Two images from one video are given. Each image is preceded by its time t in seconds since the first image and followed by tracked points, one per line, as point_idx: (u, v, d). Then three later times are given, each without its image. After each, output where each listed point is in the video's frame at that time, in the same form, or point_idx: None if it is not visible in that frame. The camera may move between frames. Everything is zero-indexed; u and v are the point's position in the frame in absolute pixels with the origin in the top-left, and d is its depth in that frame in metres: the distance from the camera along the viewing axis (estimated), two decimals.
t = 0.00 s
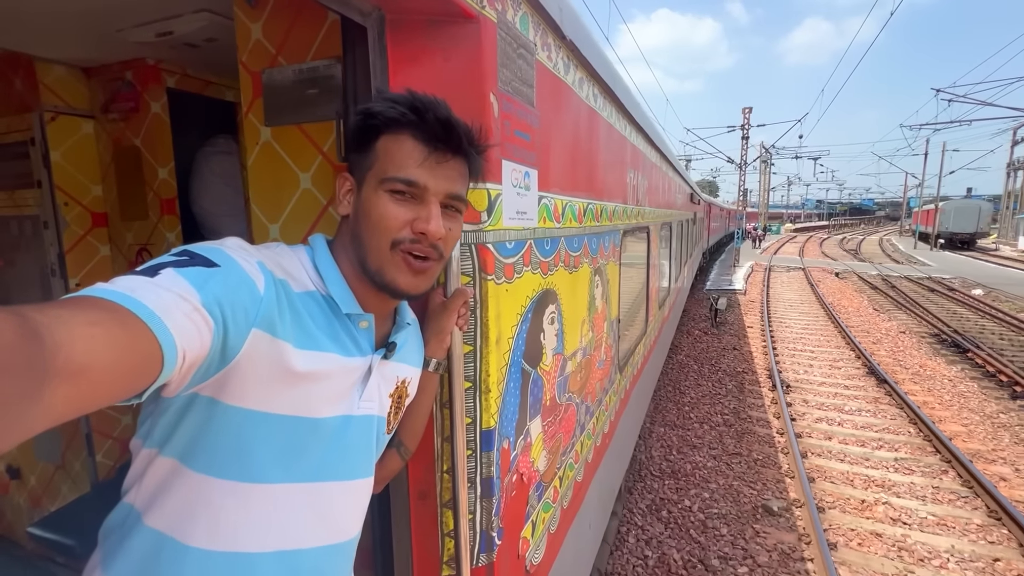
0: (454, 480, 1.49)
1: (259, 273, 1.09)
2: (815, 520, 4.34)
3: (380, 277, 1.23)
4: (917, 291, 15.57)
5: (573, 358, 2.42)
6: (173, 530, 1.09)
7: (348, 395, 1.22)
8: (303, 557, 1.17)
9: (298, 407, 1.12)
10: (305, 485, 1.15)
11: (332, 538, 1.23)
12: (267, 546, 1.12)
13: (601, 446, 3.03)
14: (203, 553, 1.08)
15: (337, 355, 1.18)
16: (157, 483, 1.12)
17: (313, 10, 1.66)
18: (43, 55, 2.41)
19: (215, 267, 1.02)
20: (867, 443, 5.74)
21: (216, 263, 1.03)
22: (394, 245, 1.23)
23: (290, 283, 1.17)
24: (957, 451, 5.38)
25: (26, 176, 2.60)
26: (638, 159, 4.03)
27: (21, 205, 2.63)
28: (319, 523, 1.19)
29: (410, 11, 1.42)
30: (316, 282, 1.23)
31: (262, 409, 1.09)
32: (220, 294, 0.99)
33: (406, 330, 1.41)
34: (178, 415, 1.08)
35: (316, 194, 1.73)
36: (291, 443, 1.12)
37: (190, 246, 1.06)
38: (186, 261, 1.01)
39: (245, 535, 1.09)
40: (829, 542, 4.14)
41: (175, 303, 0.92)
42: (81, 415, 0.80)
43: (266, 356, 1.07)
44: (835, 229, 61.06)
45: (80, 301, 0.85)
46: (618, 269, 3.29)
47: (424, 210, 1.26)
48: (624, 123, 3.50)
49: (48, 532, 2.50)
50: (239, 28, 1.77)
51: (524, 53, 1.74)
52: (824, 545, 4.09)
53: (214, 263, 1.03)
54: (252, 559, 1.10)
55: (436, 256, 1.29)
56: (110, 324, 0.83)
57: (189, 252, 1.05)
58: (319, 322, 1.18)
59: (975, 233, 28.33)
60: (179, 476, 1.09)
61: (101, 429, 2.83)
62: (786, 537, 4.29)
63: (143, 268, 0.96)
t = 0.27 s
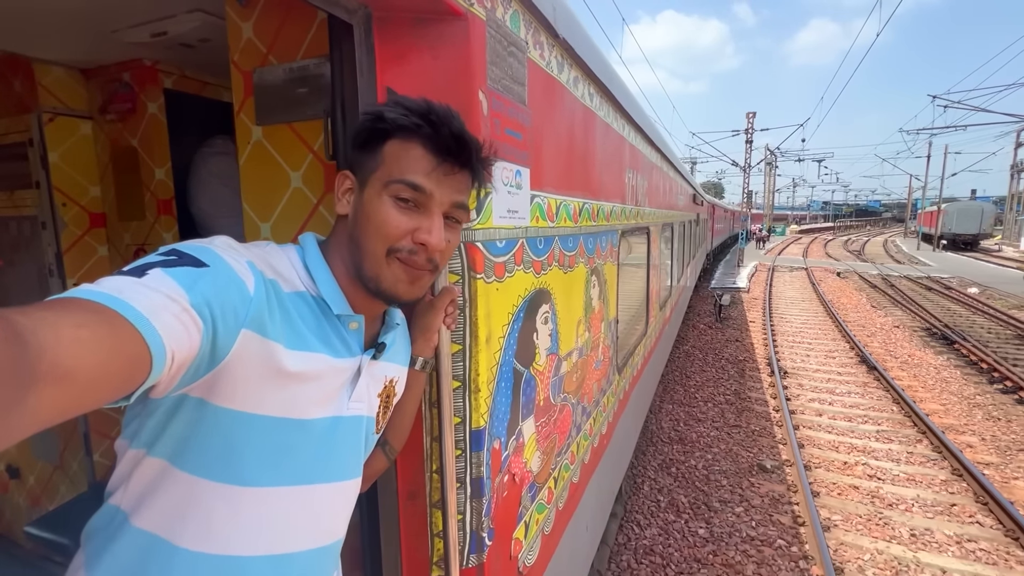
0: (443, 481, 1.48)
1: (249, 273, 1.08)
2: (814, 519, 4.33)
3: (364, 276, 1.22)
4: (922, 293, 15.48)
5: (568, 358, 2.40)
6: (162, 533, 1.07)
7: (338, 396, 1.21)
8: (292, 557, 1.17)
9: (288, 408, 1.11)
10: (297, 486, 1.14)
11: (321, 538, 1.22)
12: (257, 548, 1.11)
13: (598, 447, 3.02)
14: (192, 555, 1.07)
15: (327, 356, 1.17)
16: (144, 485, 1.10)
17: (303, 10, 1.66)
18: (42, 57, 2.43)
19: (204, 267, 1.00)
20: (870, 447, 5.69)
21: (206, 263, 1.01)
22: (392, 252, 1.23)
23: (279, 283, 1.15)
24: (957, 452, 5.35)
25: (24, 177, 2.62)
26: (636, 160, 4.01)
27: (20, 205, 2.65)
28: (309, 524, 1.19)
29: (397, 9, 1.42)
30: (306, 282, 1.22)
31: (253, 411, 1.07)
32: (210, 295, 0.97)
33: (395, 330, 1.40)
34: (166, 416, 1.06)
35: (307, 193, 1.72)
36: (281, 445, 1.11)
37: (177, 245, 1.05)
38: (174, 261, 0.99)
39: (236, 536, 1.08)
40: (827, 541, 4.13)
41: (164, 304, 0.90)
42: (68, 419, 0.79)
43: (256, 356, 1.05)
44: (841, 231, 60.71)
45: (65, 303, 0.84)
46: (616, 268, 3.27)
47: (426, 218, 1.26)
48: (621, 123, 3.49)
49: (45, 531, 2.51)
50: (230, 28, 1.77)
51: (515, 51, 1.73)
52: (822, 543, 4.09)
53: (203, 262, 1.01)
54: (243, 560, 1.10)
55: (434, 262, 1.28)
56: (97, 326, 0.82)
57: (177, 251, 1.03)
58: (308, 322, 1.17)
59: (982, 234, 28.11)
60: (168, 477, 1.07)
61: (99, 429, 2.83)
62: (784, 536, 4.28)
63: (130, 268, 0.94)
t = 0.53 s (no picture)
0: (437, 477, 1.46)
1: (241, 264, 1.07)
2: (814, 525, 4.31)
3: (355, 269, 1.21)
4: (927, 297, 15.40)
5: (566, 356, 2.39)
6: (151, 524, 1.07)
7: (331, 390, 1.20)
8: (281, 552, 1.16)
9: (280, 400, 1.10)
10: (287, 479, 1.14)
11: (312, 533, 1.21)
12: (246, 542, 1.10)
13: (598, 447, 3.00)
14: (181, 548, 1.06)
15: (320, 348, 1.16)
16: (132, 477, 1.09)
17: (297, 6, 1.66)
18: (41, 55, 2.44)
19: (196, 256, 0.99)
20: (874, 453, 5.65)
21: (197, 252, 1.00)
22: (401, 248, 1.24)
23: (272, 274, 1.14)
24: (963, 457, 5.32)
25: (25, 175, 2.63)
26: (637, 160, 4.00)
27: (20, 204, 2.66)
28: (299, 517, 1.17)
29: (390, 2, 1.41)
30: (301, 273, 1.20)
31: (243, 402, 1.06)
32: (200, 284, 0.96)
33: (390, 324, 1.39)
34: (155, 407, 1.05)
35: (302, 189, 1.72)
36: (272, 437, 1.10)
37: (169, 234, 1.03)
38: (165, 249, 0.98)
39: (225, 529, 1.08)
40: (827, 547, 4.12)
41: (153, 292, 0.89)
42: (53, 406, 0.78)
43: (247, 347, 1.05)
44: (846, 233, 60.45)
45: (52, 290, 0.83)
46: (616, 268, 3.25)
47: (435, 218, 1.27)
48: (622, 123, 3.47)
49: (43, 529, 2.52)
50: (226, 24, 1.77)
51: (511, 46, 1.72)
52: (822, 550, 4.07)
53: (194, 252, 1.00)
54: (231, 555, 1.09)
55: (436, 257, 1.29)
56: (84, 313, 0.81)
57: (168, 240, 1.02)
58: (303, 314, 1.16)
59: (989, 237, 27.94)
60: (156, 469, 1.07)
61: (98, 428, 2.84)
62: (784, 542, 4.27)
63: (119, 256, 0.93)
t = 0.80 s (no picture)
0: (436, 491, 1.45)
1: (233, 281, 1.06)
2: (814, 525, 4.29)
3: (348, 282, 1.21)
4: (931, 298, 15.31)
5: (568, 364, 2.37)
6: (147, 546, 1.06)
7: (328, 406, 1.19)
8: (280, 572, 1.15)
9: (275, 418, 1.09)
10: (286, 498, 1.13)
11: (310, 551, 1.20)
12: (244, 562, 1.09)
13: (600, 455, 2.99)
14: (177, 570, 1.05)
15: (315, 364, 1.15)
16: (127, 499, 1.08)
17: (297, 16, 1.65)
18: (44, 62, 2.44)
19: (187, 275, 0.99)
20: (876, 453, 5.61)
21: (188, 271, 1.00)
22: (378, 243, 1.22)
23: (265, 290, 1.13)
24: (962, 459, 5.27)
25: (27, 182, 2.63)
26: (640, 163, 3.97)
27: (22, 210, 2.66)
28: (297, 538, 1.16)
29: (389, 13, 1.40)
30: (293, 289, 1.20)
31: (239, 422, 1.06)
32: (192, 303, 0.96)
33: (386, 338, 1.38)
34: (149, 428, 1.05)
35: (302, 199, 1.71)
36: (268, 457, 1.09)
37: (159, 254, 1.03)
38: (155, 269, 0.97)
39: (222, 551, 1.06)
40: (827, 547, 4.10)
41: (144, 312, 0.89)
42: (42, 431, 0.77)
43: (239, 365, 1.04)
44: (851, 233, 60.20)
45: (41, 314, 0.82)
46: (618, 273, 3.24)
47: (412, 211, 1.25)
48: (625, 127, 3.45)
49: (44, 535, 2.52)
50: (226, 32, 1.76)
51: (512, 55, 1.71)
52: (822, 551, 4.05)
53: (185, 271, 1.00)
54: None
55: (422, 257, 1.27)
56: (73, 337, 0.80)
57: (158, 259, 1.01)
58: (295, 331, 1.15)
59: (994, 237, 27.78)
60: (152, 490, 1.06)
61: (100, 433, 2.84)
62: (784, 542, 4.25)
63: (109, 277, 0.93)
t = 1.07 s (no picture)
0: (445, 495, 1.45)
1: (242, 285, 1.07)
2: (813, 520, 4.29)
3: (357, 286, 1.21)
4: (934, 297, 15.25)
5: (574, 368, 2.38)
6: (163, 551, 1.06)
7: (335, 409, 1.19)
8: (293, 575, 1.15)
9: (286, 421, 1.09)
10: (299, 501, 1.13)
11: (323, 554, 1.20)
12: (258, 566, 1.09)
13: (605, 457, 2.99)
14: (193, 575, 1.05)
15: (323, 368, 1.15)
16: (143, 503, 1.09)
17: (307, 19, 1.66)
18: (52, 65, 2.45)
19: (197, 280, 0.99)
20: (876, 450, 5.59)
21: (198, 277, 1.00)
22: (369, 237, 1.20)
23: (274, 295, 1.14)
24: (957, 454, 5.28)
25: (35, 184, 2.64)
26: (645, 165, 3.98)
27: (30, 212, 2.67)
28: (309, 542, 1.16)
29: (401, 19, 1.40)
30: (300, 293, 1.21)
31: (251, 425, 1.06)
32: (202, 307, 0.96)
33: (394, 340, 1.39)
34: (163, 433, 1.05)
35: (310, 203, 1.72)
36: (280, 460, 1.09)
37: (170, 260, 1.03)
38: (166, 275, 0.97)
39: (237, 555, 1.07)
40: (826, 543, 4.09)
41: (155, 318, 0.89)
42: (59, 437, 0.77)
43: (249, 369, 1.04)
44: (853, 234, 60.07)
45: (55, 320, 0.82)
46: (623, 275, 3.24)
47: (395, 196, 1.23)
48: (631, 130, 3.46)
49: (52, 536, 2.53)
50: (236, 36, 1.77)
51: (522, 60, 1.71)
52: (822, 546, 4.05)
53: (195, 276, 1.00)
54: None
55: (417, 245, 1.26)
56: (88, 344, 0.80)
57: (168, 266, 1.02)
58: (303, 334, 1.16)
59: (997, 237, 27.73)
60: (167, 495, 1.06)
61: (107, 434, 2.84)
62: (784, 538, 4.24)
63: (121, 284, 0.93)
